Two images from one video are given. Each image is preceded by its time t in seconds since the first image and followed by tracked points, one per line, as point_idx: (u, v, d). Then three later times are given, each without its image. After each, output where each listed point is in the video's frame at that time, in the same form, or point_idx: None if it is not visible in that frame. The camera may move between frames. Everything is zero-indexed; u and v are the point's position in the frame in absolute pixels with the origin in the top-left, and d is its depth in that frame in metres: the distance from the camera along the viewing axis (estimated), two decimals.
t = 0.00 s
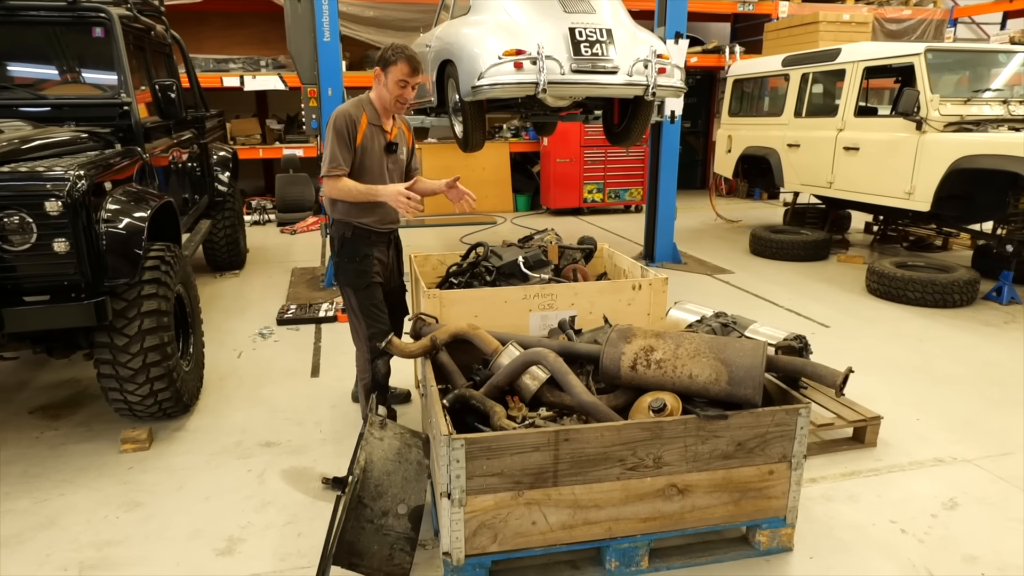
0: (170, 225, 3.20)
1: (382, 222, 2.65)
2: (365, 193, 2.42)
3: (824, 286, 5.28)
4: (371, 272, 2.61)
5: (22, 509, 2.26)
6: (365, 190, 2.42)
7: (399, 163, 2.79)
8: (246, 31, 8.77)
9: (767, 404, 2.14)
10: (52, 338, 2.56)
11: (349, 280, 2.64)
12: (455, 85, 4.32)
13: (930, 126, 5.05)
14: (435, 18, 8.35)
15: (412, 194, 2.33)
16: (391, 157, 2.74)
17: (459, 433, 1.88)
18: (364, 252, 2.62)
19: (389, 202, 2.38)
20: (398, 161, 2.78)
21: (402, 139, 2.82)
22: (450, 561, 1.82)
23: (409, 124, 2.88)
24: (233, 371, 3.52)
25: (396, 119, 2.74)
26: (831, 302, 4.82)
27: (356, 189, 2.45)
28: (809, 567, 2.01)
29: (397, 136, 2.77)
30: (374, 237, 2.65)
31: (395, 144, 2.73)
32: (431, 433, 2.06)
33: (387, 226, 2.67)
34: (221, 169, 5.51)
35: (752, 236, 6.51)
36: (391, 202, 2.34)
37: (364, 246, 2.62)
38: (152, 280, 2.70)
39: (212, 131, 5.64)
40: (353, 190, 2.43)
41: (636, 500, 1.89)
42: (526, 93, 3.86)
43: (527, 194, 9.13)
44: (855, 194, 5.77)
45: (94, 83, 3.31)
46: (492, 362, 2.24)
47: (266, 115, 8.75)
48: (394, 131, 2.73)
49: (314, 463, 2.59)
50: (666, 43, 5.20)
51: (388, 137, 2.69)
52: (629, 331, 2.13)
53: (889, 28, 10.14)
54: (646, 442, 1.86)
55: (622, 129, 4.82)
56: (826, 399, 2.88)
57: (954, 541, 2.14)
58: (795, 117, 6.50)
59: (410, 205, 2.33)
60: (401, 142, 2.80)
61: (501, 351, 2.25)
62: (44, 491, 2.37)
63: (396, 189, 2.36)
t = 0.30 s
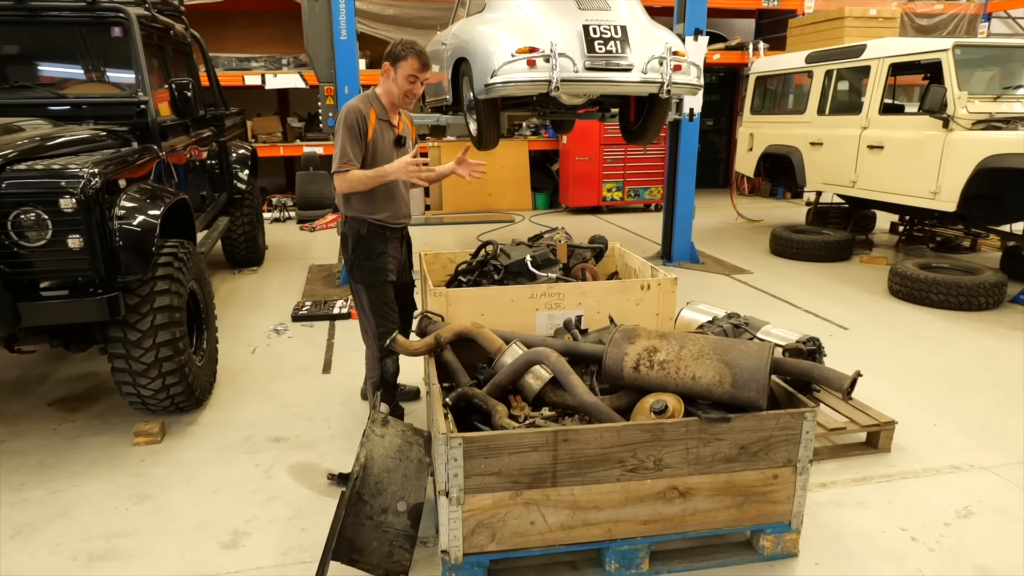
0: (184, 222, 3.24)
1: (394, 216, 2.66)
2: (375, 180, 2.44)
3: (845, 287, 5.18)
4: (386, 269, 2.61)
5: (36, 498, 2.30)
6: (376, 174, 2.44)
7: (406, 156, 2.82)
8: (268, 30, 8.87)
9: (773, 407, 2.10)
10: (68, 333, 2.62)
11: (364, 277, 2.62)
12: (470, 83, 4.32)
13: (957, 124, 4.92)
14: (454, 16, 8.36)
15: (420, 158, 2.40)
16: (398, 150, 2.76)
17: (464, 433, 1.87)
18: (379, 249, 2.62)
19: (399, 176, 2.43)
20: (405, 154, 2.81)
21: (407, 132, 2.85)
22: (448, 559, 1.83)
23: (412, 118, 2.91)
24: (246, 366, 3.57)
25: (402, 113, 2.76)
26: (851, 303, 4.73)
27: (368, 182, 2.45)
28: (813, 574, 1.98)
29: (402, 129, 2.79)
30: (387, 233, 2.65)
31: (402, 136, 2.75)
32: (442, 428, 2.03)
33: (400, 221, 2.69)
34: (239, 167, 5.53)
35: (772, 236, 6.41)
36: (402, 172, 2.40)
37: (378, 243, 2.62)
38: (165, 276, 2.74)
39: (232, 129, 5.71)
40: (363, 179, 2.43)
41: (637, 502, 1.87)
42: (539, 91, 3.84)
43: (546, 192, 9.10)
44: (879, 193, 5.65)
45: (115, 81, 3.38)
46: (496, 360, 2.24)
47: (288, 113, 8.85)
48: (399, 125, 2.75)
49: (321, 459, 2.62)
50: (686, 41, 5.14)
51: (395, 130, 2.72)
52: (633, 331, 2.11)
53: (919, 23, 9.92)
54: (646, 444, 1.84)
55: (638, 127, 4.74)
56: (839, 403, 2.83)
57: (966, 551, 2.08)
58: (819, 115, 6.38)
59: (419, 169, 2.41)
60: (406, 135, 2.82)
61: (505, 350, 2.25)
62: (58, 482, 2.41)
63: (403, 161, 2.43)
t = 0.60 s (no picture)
0: (205, 216, 3.30)
1: (408, 211, 2.65)
2: (385, 191, 2.40)
3: (875, 287, 5.04)
4: (398, 264, 2.61)
5: (55, 485, 2.34)
6: (385, 188, 2.40)
7: (419, 151, 2.80)
8: (297, 26, 8.96)
9: (790, 410, 2.04)
10: (88, 324, 2.67)
11: (376, 271, 2.63)
12: (490, 78, 4.29)
13: (997, 119, 4.74)
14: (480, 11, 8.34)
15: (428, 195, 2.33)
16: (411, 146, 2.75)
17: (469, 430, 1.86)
18: (391, 243, 2.62)
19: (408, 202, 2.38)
20: (418, 150, 2.79)
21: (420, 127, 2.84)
22: (452, 556, 1.80)
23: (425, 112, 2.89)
24: (265, 359, 3.61)
25: (415, 109, 2.75)
26: (881, 304, 4.59)
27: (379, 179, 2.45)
28: None
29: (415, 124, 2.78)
30: (400, 228, 2.65)
31: (415, 133, 2.74)
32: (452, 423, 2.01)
33: (412, 215, 2.66)
34: (265, 162, 5.64)
35: (801, 235, 6.27)
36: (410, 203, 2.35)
37: (390, 238, 2.62)
38: (183, 269, 2.78)
39: (258, 124, 5.78)
40: (373, 182, 2.42)
41: (644, 504, 1.83)
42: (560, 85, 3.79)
43: (571, 189, 9.04)
44: (913, 191, 5.47)
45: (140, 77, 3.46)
46: (506, 357, 2.22)
47: (315, 110, 8.94)
48: (412, 120, 2.74)
49: (333, 453, 2.62)
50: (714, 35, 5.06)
51: (408, 126, 2.70)
52: (645, 330, 2.07)
53: (961, 16, 9.61)
54: (655, 445, 1.80)
55: (662, 122, 4.67)
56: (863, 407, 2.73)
57: (993, 564, 1.99)
58: (852, 110, 6.19)
59: (428, 205, 2.34)
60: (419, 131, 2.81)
61: (515, 347, 2.23)
62: (76, 470, 2.45)
63: (413, 190, 2.36)
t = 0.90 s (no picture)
0: (219, 208, 3.33)
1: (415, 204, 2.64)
2: (389, 184, 2.39)
3: (901, 286, 4.89)
4: (403, 257, 2.60)
5: (66, 473, 2.37)
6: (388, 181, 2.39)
7: (427, 144, 2.79)
8: (320, 20, 9.01)
9: (801, 413, 1.97)
10: (102, 314, 2.70)
11: (381, 264, 2.61)
12: (507, 70, 4.26)
13: None
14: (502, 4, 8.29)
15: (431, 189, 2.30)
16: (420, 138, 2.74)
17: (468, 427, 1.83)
18: (397, 237, 2.60)
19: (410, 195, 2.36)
20: (426, 142, 2.77)
21: (429, 119, 2.82)
22: (450, 554, 1.78)
23: (435, 104, 2.87)
24: (278, 351, 3.63)
25: (424, 101, 2.73)
26: (907, 304, 4.46)
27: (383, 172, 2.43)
28: None
29: (423, 116, 2.76)
30: (407, 221, 2.63)
31: (424, 125, 2.72)
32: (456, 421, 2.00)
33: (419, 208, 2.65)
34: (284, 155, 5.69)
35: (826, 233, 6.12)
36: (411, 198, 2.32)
37: (397, 231, 2.61)
38: (194, 261, 2.81)
39: (277, 118, 5.81)
40: (378, 176, 2.41)
41: (647, 506, 1.79)
42: (575, 78, 3.73)
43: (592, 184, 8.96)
44: (944, 189, 5.30)
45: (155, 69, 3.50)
46: (511, 353, 2.19)
47: (337, 103, 8.99)
48: (421, 113, 2.72)
49: (340, 446, 2.62)
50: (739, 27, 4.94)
51: (416, 118, 2.68)
52: (653, 327, 2.02)
53: (999, 8, 9.29)
54: (659, 445, 1.75)
55: (681, 116, 4.58)
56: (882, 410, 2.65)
57: None
58: (881, 105, 6.00)
59: (430, 199, 2.32)
60: (429, 122, 2.79)
61: (520, 343, 2.19)
62: (87, 458, 2.48)
63: (415, 183, 2.33)
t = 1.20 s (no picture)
0: (227, 193, 3.33)
1: (418, 190, 2.62)
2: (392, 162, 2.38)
3: (923, 282, 4.75)
4: (404, 245, 2.58)
5: (69, 454, 2.40)
6: (390, 155, 2.36)
7: (432, 129, 2.75)
8: (339, 5, 8.99)
9: (803, 411, 1.92)
10: (108, 297, 2.72)
11: (382, 251, 2.60)
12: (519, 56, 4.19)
13: None
14: None
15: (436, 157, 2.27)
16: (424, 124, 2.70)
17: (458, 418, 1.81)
18: (400, 224, 2.59)
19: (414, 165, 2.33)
20: (431, 127, 2.74)
21: (434, 104, 2.78)
22: (439, 546, 1.76)
23: (440, 89, 2.83)
24: (285, 337, 3.64)
25: (428, 85, 2.69)
26: (928, 300, 4.33)
27: (386, 155, 2.40)
28: None
29: (428, 101, 2.72)
30: (410, 208, 2.61)
31: (428, 110, 2.69)
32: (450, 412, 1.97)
33: (422, 194, 2.64)
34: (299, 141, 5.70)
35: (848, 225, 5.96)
36: (416, 165, 2.29)
37: (399, 218, 2.59)
38: (198, 246, 2.81)
39: (292, 102, 5.80)
40: (379, 156, 2.38)
41: (639, 503, 1.75)
42: (587, 65, 3.66)
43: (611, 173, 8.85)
44: (972, 182, 5.12)
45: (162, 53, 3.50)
46: (507, 344, 2.16)
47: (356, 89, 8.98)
48: (426, 97, 2.68)
49: (339, 434, 2.62)
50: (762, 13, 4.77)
51: (421, 103, 2.65)
52: (652, 321, 1.97)
53: None
54: (652, 442, 1.71)
55: (698, 104, 4.47)
56: (893, 409, 2.57)
57: None
58: (908, 95, 5.79)
59: (432, 162, 2.28)
60: (434, 108, 2.76)
61: (517, 334, 2.16)
62: (91, 439, 2.51)
63: (416, 150, 2.31)
